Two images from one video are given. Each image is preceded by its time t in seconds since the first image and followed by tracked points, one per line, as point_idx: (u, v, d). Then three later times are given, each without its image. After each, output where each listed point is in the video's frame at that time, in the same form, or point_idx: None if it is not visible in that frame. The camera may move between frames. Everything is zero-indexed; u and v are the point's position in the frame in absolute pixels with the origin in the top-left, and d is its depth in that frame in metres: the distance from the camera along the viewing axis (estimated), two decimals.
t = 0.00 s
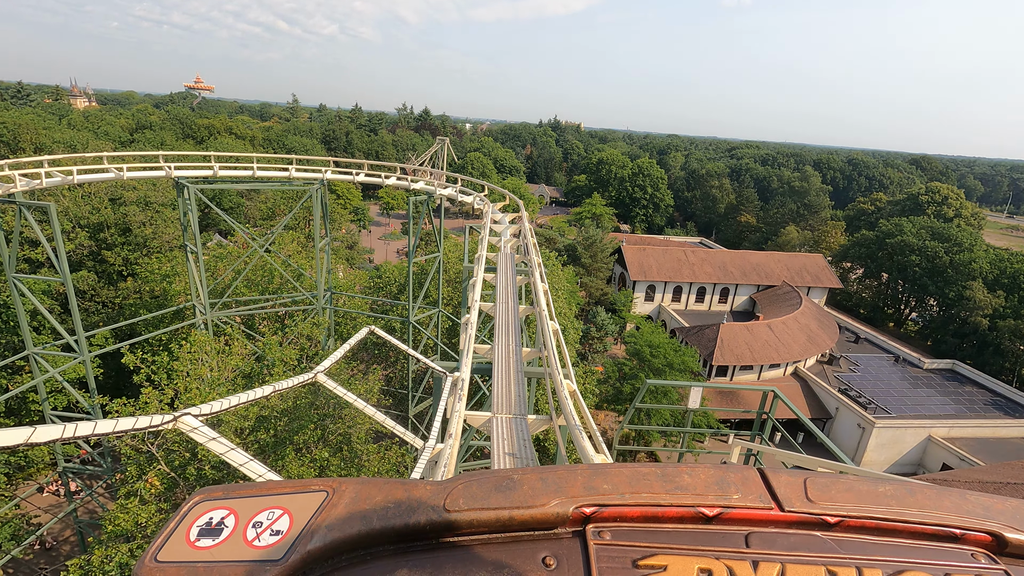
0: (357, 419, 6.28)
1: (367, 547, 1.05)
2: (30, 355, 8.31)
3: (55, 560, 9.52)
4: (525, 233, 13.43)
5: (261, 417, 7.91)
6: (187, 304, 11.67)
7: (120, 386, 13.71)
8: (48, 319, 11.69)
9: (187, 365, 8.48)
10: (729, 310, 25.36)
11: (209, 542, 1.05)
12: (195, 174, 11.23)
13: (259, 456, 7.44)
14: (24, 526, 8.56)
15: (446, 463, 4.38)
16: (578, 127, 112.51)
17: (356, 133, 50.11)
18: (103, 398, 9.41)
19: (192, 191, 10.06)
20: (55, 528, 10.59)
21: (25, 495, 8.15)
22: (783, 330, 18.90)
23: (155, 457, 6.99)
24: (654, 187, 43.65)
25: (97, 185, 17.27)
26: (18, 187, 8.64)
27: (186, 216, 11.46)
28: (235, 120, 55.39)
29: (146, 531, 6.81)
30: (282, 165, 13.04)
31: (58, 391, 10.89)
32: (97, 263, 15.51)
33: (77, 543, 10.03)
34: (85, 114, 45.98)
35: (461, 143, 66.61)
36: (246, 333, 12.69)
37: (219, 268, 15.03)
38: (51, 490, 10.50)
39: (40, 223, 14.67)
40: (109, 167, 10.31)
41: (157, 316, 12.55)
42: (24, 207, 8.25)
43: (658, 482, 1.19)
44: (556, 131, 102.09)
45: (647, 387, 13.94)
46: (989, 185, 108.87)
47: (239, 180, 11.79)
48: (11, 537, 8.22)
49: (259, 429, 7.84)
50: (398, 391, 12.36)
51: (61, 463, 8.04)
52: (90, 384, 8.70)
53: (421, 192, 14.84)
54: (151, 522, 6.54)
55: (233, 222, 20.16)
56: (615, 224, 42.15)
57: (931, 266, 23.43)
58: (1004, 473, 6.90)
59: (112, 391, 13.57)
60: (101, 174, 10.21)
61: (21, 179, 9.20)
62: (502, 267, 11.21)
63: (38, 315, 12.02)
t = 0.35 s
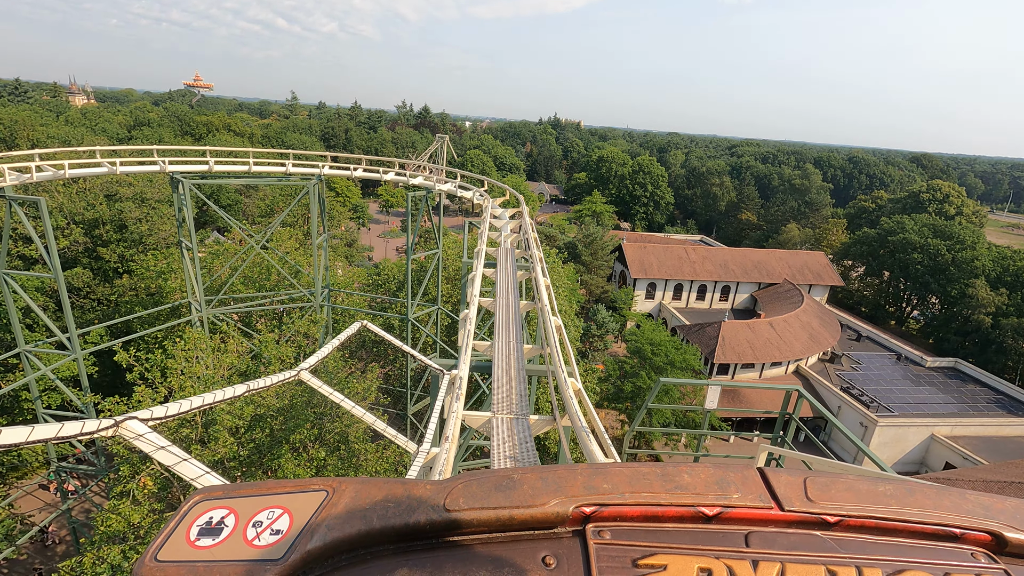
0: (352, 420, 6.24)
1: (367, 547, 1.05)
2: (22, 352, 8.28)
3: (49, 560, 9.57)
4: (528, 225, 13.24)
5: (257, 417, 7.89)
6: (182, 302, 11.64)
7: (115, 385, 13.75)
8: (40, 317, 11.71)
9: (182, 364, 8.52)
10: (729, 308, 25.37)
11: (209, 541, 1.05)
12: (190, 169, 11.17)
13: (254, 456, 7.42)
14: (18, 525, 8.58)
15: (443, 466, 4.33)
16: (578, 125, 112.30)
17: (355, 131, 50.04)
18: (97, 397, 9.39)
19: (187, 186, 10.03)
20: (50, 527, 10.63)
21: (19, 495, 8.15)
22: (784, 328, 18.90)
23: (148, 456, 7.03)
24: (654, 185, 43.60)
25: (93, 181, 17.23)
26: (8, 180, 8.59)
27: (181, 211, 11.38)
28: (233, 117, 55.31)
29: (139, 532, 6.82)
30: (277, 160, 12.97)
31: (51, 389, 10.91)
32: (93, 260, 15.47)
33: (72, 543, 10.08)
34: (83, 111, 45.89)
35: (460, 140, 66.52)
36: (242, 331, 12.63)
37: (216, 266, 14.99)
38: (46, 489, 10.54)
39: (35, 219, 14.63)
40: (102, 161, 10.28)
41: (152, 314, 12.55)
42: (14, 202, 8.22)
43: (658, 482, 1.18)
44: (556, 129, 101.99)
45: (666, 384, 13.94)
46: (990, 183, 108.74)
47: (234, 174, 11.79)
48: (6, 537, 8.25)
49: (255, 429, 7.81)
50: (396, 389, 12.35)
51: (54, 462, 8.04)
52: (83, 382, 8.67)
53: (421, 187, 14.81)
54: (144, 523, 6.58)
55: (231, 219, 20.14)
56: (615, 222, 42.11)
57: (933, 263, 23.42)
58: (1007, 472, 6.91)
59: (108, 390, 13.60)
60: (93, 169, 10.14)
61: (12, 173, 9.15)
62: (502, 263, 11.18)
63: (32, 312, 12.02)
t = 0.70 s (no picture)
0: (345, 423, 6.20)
1: (367, 548, 1.05)
2: (13, 353, 8.26)
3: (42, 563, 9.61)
4: (529, 220, 13.11)
5: (252, 418, 7.85)
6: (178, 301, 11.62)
7: (111, 386, 13.77)
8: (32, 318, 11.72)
9: (176, 364, 8.51)
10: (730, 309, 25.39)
11: (210, 541, 1.06)
12: (184, 167, 11.14)
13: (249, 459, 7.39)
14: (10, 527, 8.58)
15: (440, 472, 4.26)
16: (577, 125, 112.34)
17: (354, 131, 50.05)
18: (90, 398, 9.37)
19: (182, 183, 10.03)
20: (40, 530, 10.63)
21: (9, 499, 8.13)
22: (786, 329, 18.89)
23: (142, 458, 7.16)
24: (653, 185, 43.59)
25: (88, 180, 17.19)
26: None
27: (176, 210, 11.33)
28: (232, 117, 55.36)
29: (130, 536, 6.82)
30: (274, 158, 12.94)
31: (42, 391, 10.90)
32: (88, 260, 15.44)
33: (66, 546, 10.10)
34: (80, 111, 45.85)
35: (460, 141, 66.56)
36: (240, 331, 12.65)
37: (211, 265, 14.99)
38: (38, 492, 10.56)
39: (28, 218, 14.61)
40: (95, 158, 10.25)
41: (148, 314, 12.57)
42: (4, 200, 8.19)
43: (658, 482, 1.19)
44: (556, 130, 102.04)
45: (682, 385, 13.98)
46: (990, 183, 108.86)
47: (230, 172, 11.78)
48: None
49: (250, 431, 7.82)
50: (394, 390, 12.34)
51: (46, 465, 8.02)
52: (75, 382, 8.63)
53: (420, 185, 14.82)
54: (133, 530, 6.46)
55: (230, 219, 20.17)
56: (615, 223, 42.11)
57: (935, 263, 23.43)
58: (1011, 474, 6.93)
59: (102, 391, 13.62)
60: (85, 166, 10.09)
61: None
62: (501, 261, 11.17)
63: (23, 313, 12.00)
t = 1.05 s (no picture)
0: (336, 427, 6.15)
1: (367, 549, 1.05)
2: (4, 353, 8.23)
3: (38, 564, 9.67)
4: (529, 217, 13.05)
5: (248, 420, 7.84)
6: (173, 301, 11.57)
7: (107, 385, 13.81)
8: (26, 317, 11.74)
9: (170, 365, 8.45)
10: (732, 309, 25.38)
11: (210, 542, 1.05)
12: (180, 164, 11.14)
13: (244, 460, 7.39)
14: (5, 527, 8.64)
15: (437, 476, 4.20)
16: (578, 125, 112.36)
17: (354, 131, 50.11)
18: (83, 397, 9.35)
19: (176, 180, 10.01)
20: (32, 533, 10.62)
21: None
22: (787, 329, 18.87)
23: (134, 461, 7.12)
24: (654, 185, 43.60)
25: (84, 179, 17.17)
26: None
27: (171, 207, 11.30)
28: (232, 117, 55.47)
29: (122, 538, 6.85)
30: (271, 156, 12.92)
31: (36, 391, 10.90)
32: (84, 259, 15.50)
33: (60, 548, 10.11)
34: (80, 111, 45.87)
35: (460, 141, 66.59)
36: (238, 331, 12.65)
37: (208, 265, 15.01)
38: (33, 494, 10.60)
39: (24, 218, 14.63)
40: (88, 154, 10.24)
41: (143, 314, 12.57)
42: None
43: (659, 482, 1.18)
44: (556, 130, 102.12)
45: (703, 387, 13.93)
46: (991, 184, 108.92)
47: (226, 170, 11.76)
48: None
49: (245, 432, 7.79)
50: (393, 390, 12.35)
51: (37, 467, 7.97)
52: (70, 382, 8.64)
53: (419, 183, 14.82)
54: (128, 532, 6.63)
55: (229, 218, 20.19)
56: (616, 223, 42.11)
57: (937, 263, 23.41)
58: (1017, 475, 6.93)
59: (99, 390, 13.67)
60: (79, 163, 10.10)
61: None
62: (502, 259, 11.17)
63: (16, 312, 12.02)
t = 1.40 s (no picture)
0: (322, 444, 6.11)
1: (365, 556, 1.04)
2: None
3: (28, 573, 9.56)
4: (530, 218, 13.04)
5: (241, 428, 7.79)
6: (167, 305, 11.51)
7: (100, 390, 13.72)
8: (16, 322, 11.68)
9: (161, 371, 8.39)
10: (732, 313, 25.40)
11: (207, 550, 1.04)
12: (174, 166, 11.08)
13: (237, 469, 7.32)
14: None
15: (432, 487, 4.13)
16: (577, 131, 112.96)
17: (353, 136, 50.26)
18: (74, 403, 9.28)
19: (170, 182, 9.98)
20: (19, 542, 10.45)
21: None
22: (789, 334, 18.88)
23: (123, 470, 7.04)
24: (653, 190, 43.73)
25: (80, 182, 17.15)
26: None
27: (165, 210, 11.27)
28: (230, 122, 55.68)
29: (110, 550, 6.80)
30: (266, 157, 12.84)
31: (25, 397, 10.82)
32: (78, 264, 15.45)
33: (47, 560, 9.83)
34: (78, 116, 45.89)
35: (459, 147, 66.78)
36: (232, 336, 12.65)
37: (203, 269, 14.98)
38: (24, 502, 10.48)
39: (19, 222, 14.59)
40: (80, 155, 10.17)
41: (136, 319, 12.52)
42: None
43: (658, 488, 1.18)
44: (554, 135, 102.56)
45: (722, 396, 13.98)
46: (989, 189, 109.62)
47: (222, 172, 11.76)
48: None
49: (239, 439, 7.74)
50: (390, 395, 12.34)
51: (25, 476, 7.86)
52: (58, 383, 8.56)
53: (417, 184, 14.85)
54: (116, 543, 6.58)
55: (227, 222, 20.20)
56: (615, 228, 42.18)
57: (938, 268, 23.48)
58: None
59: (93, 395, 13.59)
60: (71, 164, 10.06)
61: None
62: (500, 261, 11.17)
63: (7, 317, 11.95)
